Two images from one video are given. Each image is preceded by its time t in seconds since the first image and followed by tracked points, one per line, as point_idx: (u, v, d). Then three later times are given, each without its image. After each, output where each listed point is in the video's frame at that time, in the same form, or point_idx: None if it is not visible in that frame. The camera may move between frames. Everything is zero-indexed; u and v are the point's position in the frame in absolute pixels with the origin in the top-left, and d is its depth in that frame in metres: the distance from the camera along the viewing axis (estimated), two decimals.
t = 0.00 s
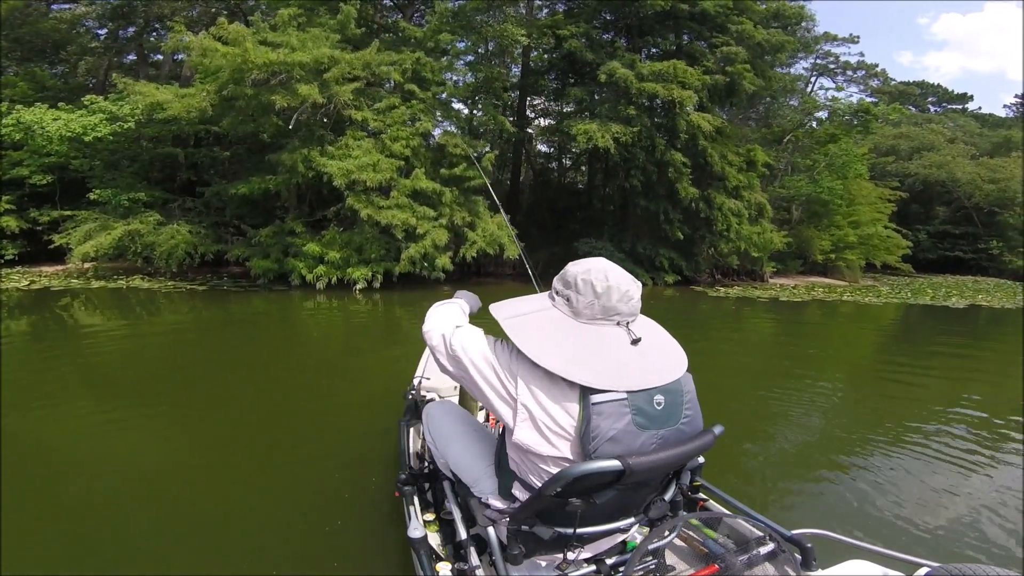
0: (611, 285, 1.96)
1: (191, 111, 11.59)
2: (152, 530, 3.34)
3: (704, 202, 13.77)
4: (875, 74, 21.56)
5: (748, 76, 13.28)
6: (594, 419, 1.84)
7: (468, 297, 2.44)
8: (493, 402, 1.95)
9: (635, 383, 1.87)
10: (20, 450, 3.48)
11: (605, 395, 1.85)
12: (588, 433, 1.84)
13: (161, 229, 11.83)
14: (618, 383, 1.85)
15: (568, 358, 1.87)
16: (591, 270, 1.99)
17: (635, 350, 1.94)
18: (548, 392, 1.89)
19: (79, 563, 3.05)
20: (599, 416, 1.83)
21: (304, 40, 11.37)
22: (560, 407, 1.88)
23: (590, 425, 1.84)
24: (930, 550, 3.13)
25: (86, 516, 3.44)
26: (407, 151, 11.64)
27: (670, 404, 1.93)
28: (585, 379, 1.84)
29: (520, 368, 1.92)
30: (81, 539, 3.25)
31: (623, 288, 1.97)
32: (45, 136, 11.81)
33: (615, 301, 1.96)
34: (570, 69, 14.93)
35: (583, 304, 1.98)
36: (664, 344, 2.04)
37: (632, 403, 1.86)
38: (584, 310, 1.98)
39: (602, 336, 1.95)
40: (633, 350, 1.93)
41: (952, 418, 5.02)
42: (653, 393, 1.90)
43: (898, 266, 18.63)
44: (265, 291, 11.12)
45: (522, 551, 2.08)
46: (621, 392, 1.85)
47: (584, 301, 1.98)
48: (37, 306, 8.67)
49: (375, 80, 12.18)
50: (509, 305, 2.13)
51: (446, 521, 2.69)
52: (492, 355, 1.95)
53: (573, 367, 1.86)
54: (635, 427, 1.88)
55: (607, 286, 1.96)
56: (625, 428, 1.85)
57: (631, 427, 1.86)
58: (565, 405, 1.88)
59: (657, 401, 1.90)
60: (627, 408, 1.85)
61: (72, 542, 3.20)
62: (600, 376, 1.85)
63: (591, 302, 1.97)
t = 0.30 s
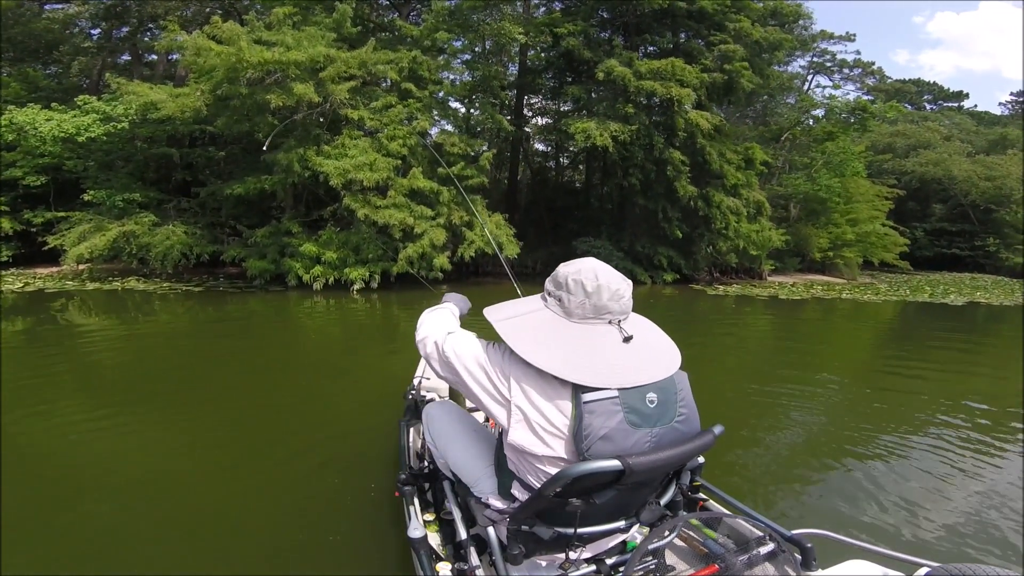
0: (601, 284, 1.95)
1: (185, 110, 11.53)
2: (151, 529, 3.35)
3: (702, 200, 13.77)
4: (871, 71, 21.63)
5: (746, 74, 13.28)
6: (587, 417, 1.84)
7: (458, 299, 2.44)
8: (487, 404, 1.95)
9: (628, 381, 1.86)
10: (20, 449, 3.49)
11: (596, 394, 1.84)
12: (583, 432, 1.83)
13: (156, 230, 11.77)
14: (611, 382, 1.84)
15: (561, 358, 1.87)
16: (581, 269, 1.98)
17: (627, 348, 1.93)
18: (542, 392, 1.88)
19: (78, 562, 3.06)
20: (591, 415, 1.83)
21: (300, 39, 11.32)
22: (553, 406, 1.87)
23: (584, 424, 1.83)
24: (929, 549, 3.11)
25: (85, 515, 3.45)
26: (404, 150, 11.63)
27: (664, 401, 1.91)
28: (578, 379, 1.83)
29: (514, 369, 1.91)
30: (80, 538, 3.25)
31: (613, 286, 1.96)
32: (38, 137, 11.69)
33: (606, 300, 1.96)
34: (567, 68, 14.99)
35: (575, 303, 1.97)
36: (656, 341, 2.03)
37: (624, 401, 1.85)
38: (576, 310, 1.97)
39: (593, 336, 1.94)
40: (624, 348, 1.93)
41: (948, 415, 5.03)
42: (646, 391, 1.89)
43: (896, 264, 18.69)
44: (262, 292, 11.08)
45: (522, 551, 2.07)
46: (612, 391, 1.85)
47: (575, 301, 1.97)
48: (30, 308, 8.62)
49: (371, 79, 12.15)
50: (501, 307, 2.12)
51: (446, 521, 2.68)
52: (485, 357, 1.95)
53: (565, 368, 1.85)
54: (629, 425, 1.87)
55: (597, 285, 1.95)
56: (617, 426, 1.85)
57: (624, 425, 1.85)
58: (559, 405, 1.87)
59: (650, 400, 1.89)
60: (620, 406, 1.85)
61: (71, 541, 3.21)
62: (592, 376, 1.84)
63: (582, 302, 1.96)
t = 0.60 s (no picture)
0: (601, 285, 1.95)
1: (181, 109, 11.48)
2: (148, 530, 3.33)
3: (701, 200, 13.75)
4: (868, 71, 21.70)
5: (746, 73, 13.29)
6: (587, 419, 1.83)
7: (456, 297, 2.43)
8: (486, 405, 1.94)
9: (627, 382, 1.85)
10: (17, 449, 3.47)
11: (596, 396, 1.84)
12: (582, 433, 1.83)
13: (151, 231, 11.71)
14: (611, 383, 1.83)
15: (560, 359, 1.86)
16: (581, 270, 1.97)
17: (627, 349, 1.93)
18: (541, 394, 1.87)
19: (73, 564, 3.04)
20: (591, 417, 1.83)
21: (296, 37, 11.27)
22: (552, 408, 1.87)
23: (583, 425, 1.83)
24: (930, 549, 3.11)
25: (81, 516, 3.43)
26: (402, 149, 11.60)
27: (663, 402, 1.91)
28: (577, 381, 1.82)
29: (513, 370, 1.90)
30: (76, 539, 3.24)
31: (613, 287, 1.95)
32: (32, 137, 11.69)
33: (605, 300, 1.95)
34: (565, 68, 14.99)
35: (574, 304, 1.97)
36: (656, 341, 2.02)
37: (624, 402, 1.85)
38: (575, 311, 1.96)
39: (592, 336, 1.94)
40: (624, 349, 1.92)
41: (944, 413, 5.06)
42: (646, 391, 1.88)
43: (893, 263, 18.73)
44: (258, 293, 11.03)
45: (522, 551, 2.06)
46: (611, 392, 1.84)
47: (575, 301, 1.96)
48: (24, 309, 8.56)
49: (369, 78, 12.12)
50: (500, 308, 2.11)
51: (446, 521, 2.68)
52: (484, 359, 1.94)
53: (564, 370, 1.84)
54: (629, 426, 1.86)
55: (597, 286, 1.94)
56: (616, 427, 1.84)
57: (623, 426, 1.85)
58: (558, 406, 1.86)
59: (650, 401, 1.88)
60: (619, 407, 1.84)
61: (67, 542, 3.19)
62: (592, 377, 1.83)
63: (581, 303, 1.95)
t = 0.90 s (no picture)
0: (602, 285, 1.94)
1: (178, 107, 11.46)
2: (147, 529, 3.33)
3: (700, 202, 13.80)
4: (867, 74, 21.79)
5: (746, 75, 13.32)
6: (587, 419, 1.82)
7: (455, 294, 2.42)
8: (486, 405, 1.94)
9: (628, 382, 1.84)
10: (14, 448, 3.45)
11: (596, 396, 1.83)
12: (582, 434, 1.82)
13: (147, 229, 11.65)
14: (612, 383, 1.83)
15: (561, 359, 1.86)
16: (583, 270, 1.97)
17: (628, 349, 1.92)
18: (541, 394, 1.87)
19: (71, 563, 3.03)
20: (591, 417, 1.82)
21: (295, 36, 11.24)
22: (553, 408, 1.86)
23: (583, 426, 1.82)
24: (928, 550, 3.12)
25: (79, 515, 3.43)
26: (400, 149, 11.57)
27: (663, 402, 1.90)
28: (578, 381, 1.82)
29: (514, 371, 1.90)
30: (75, 538, 3.23)
31: (614, 287, 1.95)
32: (28, 134, 11.57)
33: (607, 300, 1.94)
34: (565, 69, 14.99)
35: (576, 304, 1.96)
36: (657, 342, 2.02)
37: (624, 403, 1.84)
38: (577, 311, 1.96)
39: (593, 336, 1.93)
40: (625, 349, 1.92)
41: (939, 414, 5.09)
42: (646, 392, 1.87)
43: (891, 266, 18.80)
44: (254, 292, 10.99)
45: (522, 551, 2.06)
46: (611, 392, 1.84)
47: (576, 301, 1.96)
48: (18, 307, 8.50)
49: (368, 77, 12.10)
50: (501, 308, 2.10)
51: (446, 521, 2.67)
52: (485, 359, 1.94)
53: (565, 369, 1.83)
54: (629, 426, 1.86)
55: (598, 286, 1.93)
56: (616, 428, 1.84)
57: (623, 427, 1.84)
58: (559, 407, 1.86)
59: (650, 401, 1.87)
60: (619, 408, 1.84)
61: (65, 541, 3.18)
62: (593, 376, 1.82)
63: (583, 303, 1.95)
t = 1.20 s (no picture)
0: (600, 285, 1.93)
1: (175, 105, 11.43)
2: (147, 530, 3.31)
3: (699, 202, 13.81)
4: (865, 75, 21.87)
5: (746, 76, 13.34)
6: (586, 420, 1.82)
7: (452, 293, 2.42)
8: (485, 406, 1.93)
9: (627, 383, 1.84)
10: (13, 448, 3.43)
11: (595, 398, 1.82)
12: (582, 435, 1.81)
13: (142, 228, 11.60)
14: (612, 384, 1.82)
15: (560, 360, 1.85)
16: (579, 270, 1.96)
17: (627, 349, 1.91)
18: (540, 395, 1.86)
19: (71, 564, 3.02)
20: (590, 418, 1.81)
21: (294, 34, 11.20)
22: (552, 408, 1.86)
23: (582, 427, 1.81)
24: (928, 550, 3.13)
25: (78, 515, 3.41)
26: (399, 148, 11.54)
27: (663, 403, 1.89)
28: (576, 381, 1.81)
29: (512, 371, 1.89)
30: (75, 539, 3.21)
31: (612, 286, 1.94)
32: (22, 132, 11.40)
33: (604, 300, 1.94)
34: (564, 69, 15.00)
35: (573, 304, 1.96)
36: (657, 341, 2.01)
37: (623, 404, 1.83)
38: (574, 311, 1.95)
39: (591, 336, 1.92)
40: (624, 349, 1.91)
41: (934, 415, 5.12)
42: (645, 393, 1.87)
43: (888, 268, 18.86)
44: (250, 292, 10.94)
45: (522, 551, 2.06)
46: (610, 394, 1.83)
47: (574, 301, 1.95)
48: (13, 307, 8.45)
49: (366, 76, 12.08)
50: (499, 308, 2.09)
51: (445, 521, 2.66)
52: (483, 359, 1.93)
53: (563, 370, 1.82)
54: (629, 427, 1.85)
55: (595, 286, 1.93)
56: (616, 428, 1.83)
57: (623, 428, 1.83)
58: (557, 408, 1.85)
59: (649, 402, 1.87)
60: (619, 409, 1.83)
61: (64, 541, 3.17)
62: (591, 377, 1.82)
63: (581, 302, 1.94)
